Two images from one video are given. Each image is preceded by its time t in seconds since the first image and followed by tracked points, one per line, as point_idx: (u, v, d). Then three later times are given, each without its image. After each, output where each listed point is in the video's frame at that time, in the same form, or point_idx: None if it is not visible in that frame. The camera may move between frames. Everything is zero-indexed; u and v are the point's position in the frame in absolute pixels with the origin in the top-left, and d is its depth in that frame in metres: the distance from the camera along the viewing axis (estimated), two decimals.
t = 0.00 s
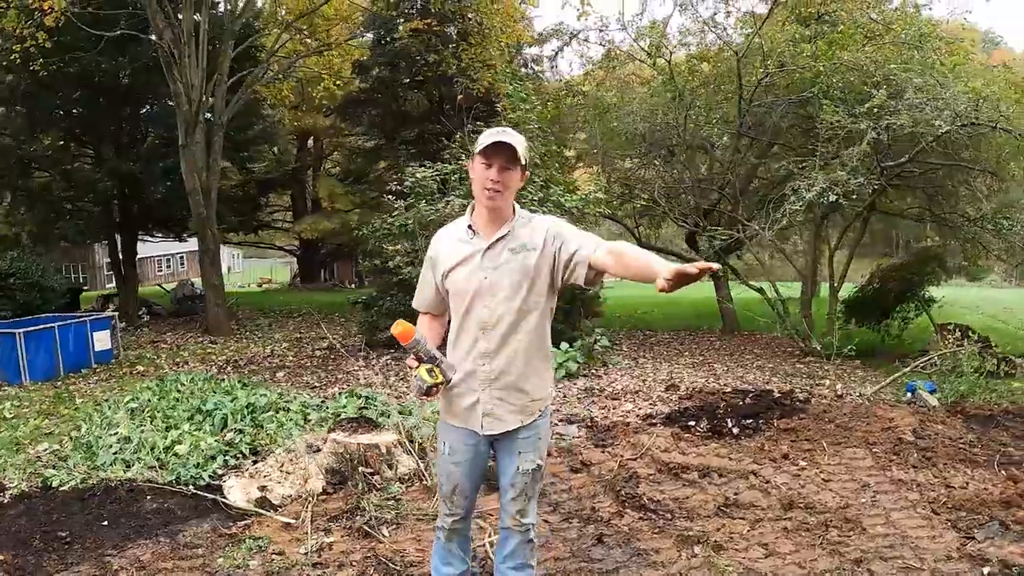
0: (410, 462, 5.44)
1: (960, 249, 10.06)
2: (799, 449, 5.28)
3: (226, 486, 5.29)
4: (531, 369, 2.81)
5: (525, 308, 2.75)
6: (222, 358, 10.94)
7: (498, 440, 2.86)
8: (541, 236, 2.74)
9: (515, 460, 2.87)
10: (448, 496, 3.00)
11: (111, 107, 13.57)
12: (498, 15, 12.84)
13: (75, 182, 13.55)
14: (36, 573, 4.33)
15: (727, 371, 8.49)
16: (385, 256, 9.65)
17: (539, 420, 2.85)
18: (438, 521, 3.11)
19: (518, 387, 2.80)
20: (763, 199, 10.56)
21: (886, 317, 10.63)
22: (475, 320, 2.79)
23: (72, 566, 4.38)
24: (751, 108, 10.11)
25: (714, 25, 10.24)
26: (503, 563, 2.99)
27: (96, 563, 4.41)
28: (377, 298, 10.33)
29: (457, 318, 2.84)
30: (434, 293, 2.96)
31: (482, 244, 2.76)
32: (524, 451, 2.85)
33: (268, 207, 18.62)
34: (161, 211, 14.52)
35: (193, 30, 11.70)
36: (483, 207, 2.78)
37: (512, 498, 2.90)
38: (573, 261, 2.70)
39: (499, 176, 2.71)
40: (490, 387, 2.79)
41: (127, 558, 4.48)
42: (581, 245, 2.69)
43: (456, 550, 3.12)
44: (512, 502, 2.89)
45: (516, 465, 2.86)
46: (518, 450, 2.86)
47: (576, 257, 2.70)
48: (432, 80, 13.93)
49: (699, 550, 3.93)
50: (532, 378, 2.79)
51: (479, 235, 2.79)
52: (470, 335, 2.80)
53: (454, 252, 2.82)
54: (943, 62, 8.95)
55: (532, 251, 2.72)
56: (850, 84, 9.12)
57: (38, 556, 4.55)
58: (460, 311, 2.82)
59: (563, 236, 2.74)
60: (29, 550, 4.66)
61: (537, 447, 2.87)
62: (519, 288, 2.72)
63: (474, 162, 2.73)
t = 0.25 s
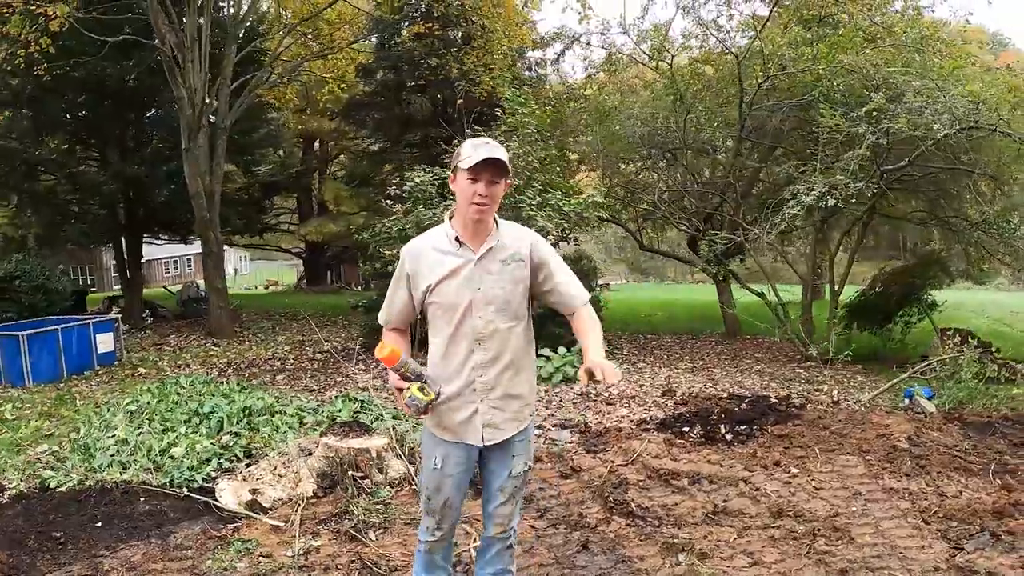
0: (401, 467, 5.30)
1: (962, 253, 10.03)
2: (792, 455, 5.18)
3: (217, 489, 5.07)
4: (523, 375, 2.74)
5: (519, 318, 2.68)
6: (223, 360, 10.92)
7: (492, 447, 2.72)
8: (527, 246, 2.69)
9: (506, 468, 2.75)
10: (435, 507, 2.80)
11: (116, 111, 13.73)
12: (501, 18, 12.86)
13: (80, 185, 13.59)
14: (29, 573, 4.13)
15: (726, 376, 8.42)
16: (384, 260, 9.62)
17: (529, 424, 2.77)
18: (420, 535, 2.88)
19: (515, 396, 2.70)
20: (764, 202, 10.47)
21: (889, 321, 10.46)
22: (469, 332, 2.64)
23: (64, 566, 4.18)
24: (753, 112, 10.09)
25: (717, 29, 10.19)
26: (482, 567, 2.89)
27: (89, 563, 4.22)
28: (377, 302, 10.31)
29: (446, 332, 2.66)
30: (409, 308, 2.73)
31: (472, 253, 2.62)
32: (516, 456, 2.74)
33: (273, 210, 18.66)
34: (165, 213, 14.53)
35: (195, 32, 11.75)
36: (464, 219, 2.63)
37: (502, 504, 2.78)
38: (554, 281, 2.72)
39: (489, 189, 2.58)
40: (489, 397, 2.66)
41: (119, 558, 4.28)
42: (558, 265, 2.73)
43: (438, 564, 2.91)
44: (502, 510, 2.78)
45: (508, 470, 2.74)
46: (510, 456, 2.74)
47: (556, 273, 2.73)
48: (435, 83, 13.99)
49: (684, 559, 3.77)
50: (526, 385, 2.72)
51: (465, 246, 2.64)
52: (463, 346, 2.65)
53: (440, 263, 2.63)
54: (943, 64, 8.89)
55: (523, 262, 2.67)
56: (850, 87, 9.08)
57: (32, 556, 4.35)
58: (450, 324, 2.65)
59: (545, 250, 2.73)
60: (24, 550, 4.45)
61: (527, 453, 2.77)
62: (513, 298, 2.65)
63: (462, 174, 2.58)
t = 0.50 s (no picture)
0: (402, 469, 5.21)
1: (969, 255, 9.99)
2: (794, 459, 5.11)
3: (220, 490, 5.05)
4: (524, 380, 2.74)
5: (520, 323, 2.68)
6: (229, 361, 10.95)
7: (494, 451, 2.69)
8: (525, 253, 2.71)
9: (506, 473, 2.73)
10: (435, 516, 2.73)
11: (125, 114, 13.80)
12: (506, 19, 12.81)
13: (88, 187, 13.66)
14: (31, 573, 4.14)
15: (731, 378, 8.38)
16: (389, 261, 9.63)
17: (530, 428, 2.75)
18: (419, 544, 2.81)
19: (520, 398, 2.69)
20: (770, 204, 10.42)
21: (895, 321, 10.52)
22: (473, 335, 2.61)
23: (65, 566, 4.19)
24: (759, 113, 10.03)
25: (723, 29, 10.07)
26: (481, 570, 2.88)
27: (90, 563, 4.23)
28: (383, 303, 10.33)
29: (449, 335, 2.62)
30: (408, 310, 2.67)
31: (476, 257, 2.60)
32: (517, 461, 2.72)
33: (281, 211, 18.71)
34: (173, 215, 14.60)
35: (201, 34, 11.76)
36: (468, 222, 2.60)
37: (502, 509, 2.76)
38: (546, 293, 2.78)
39: (494, 188, 2.56)
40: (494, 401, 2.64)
41: (120, 558, 4.28)
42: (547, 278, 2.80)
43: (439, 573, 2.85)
44: (502, 515, 2.77)
45: (509, 475, 2.71)
46: (511, 461, 2.72)
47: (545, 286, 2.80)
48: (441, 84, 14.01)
49: (683, 563, 3.65)
50: (528, 387, 2.73)
51: (469, 250, 2.61)
52: (468, 350, 2.62)
53: (444, 265, 2.59)
54: (949, 65, 8.82)
55: (524, 268, 2.68)
56: (856, 87, 9.00)
57: (35, 555, 4.36)
58: (454, 327, 2.61)
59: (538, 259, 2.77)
60: (26, 549, 4.46)
61: (527, 457, 2.76)
62: (515, 303, 2.65)
63: (468, 173, 2.54)
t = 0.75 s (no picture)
0: (408, 470, 5.14)
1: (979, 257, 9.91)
2: (800, 462, 5.07)
3: (224, 490, 5.03)
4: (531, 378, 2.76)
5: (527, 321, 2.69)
6: (238, 362, 10.98)
7: (503, 452, 2.69)
8: (530, 252, 2.73)
9: (514, 473, 2.73)
10: (446, 521, 2.68)
11: (136, 115, 13.88)
12: (515, 21, 12.83)
13: (100, 188, 13.75)
14: (36, 571, 4.16)
15: (738, 380, 8.34)
16: (397, 262, 9.63)
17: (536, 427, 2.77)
18: (426, 549, 2.75)
19: (529, 395, 2.70)
20: (780, 205, 10.35)
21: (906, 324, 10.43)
22: (484, 335, 2.60)
23: (70, 564, 4.21)
24: (767, 115, 9.99)
25: (732, 31, 10.08)
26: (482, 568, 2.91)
27: (94, 561, 4.24)
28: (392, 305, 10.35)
29: (459, 337, 2.60)
30: (415, 314, 2.63)
31: (483, 257, 2.59)
32: (524, 461, 2.73)
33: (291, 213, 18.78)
34: (183, 216, 14.68)
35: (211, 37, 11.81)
36: (474, 224, 2.61)
37: (509, 509, 2.77)
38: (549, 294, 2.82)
39: (503, 188, 2.57)
40: (506, 400, 2.64)
41: (124, 557, 4.29)
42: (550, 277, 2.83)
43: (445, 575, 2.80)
44: (509, 514, 2.77)
45: (517, 476, 2.72)
46: (519, 461, 2.72)
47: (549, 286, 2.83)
48: (451, 86, 14.03)
49: (686, 566, 3.60)
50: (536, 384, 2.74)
51: (475, 250, 2.60)
52: (479, 350, 2.60)
53: (451, 267, 2.58)
54: (958, 65, 8.75)
55: (530, 267, 2.69)
56: (864, 89, 8.94)
57: (40, 553, 4.38)
58: (464, 328, 2.59)
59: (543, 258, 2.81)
60: (32, 547, 4.48)
61: (533, 455, 2.76)
62: (524, 302, 2.66)
63: (479, 172, 2.54)
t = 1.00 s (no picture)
0: (415, 469, 5.15)
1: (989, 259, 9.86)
2: (809, 464, 5.05)
3: (233, 488, 5.05)
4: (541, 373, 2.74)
5: (535, 317, 2.67)
6: (247, 362, 11.02)
7: (509, 447, 2.68)
8: (539, 248, 2.70)
9: (519, 468, 2.72)
10: (451, 515, 2.67)
11: (147, 115, 13.95)
12: (524, 23, 12.86)
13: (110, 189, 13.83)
14: (44, 567, 4.18)
15: (747, 382, 8.32)
16: (406, 262, 9.66)
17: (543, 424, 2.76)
18: (432, 545, 2.75)
19: (536, 390, 2.68)
20: (789, 207, 10.32)
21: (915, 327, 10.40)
22: (488, 330, 2.60)
23: (78, 560, 4.23)
24: (776, 116, 9.97)
25: (741, 33, 10.09)
26: (488, 566, 2.89)
27: (102, 558, 4.26)
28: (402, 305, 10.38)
29: (464, 331, 2.62)
30: (423, 309, 2.66)
31: (487, 253, 2.59)
32: (530, 457, 2.72)
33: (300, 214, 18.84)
34: (193, 217, 14.75)
35: (221, 38, 11.86)
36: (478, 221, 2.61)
37: (515, 505, 2.76)
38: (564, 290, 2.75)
39: (494, 188, 2.57)
40: (511, 394, 2.64)
41: (132, 554, 4.31)
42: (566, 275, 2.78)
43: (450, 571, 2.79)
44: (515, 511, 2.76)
45: (523, 472, 2.71)
46: (524, 457, 2.71)
47: (566, 283, 2.78)
48: (460, 88, 14.04)
49: (693, 566, 3.59)
50: (544, 380, 2.72)
51: (480, 246, 2.61)
52: (483, 345, 2.61)
53: (455, 262, 2.59)
54: (968, 66, 8.71)
55: (537, 263, 2.66)
56: (874, 90, 8.91)
57: (48, 549, 4.41)
58: (468, 323, 2.61)
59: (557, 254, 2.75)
60: (41, 543, 4.51)
61: (539, 452, 2.76)
62: (531, 297, 2.64)
63: (469, 176, 2.57)
